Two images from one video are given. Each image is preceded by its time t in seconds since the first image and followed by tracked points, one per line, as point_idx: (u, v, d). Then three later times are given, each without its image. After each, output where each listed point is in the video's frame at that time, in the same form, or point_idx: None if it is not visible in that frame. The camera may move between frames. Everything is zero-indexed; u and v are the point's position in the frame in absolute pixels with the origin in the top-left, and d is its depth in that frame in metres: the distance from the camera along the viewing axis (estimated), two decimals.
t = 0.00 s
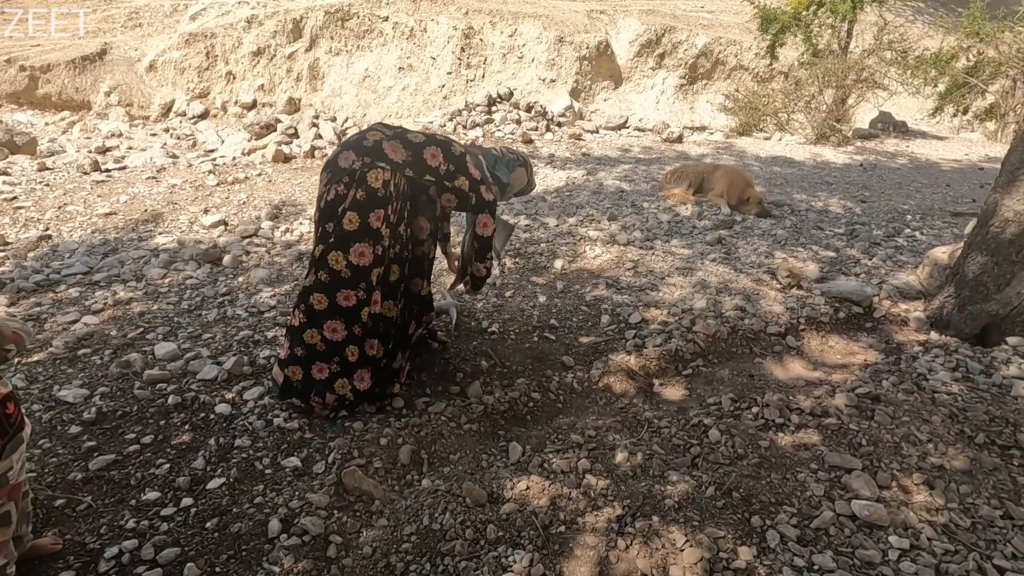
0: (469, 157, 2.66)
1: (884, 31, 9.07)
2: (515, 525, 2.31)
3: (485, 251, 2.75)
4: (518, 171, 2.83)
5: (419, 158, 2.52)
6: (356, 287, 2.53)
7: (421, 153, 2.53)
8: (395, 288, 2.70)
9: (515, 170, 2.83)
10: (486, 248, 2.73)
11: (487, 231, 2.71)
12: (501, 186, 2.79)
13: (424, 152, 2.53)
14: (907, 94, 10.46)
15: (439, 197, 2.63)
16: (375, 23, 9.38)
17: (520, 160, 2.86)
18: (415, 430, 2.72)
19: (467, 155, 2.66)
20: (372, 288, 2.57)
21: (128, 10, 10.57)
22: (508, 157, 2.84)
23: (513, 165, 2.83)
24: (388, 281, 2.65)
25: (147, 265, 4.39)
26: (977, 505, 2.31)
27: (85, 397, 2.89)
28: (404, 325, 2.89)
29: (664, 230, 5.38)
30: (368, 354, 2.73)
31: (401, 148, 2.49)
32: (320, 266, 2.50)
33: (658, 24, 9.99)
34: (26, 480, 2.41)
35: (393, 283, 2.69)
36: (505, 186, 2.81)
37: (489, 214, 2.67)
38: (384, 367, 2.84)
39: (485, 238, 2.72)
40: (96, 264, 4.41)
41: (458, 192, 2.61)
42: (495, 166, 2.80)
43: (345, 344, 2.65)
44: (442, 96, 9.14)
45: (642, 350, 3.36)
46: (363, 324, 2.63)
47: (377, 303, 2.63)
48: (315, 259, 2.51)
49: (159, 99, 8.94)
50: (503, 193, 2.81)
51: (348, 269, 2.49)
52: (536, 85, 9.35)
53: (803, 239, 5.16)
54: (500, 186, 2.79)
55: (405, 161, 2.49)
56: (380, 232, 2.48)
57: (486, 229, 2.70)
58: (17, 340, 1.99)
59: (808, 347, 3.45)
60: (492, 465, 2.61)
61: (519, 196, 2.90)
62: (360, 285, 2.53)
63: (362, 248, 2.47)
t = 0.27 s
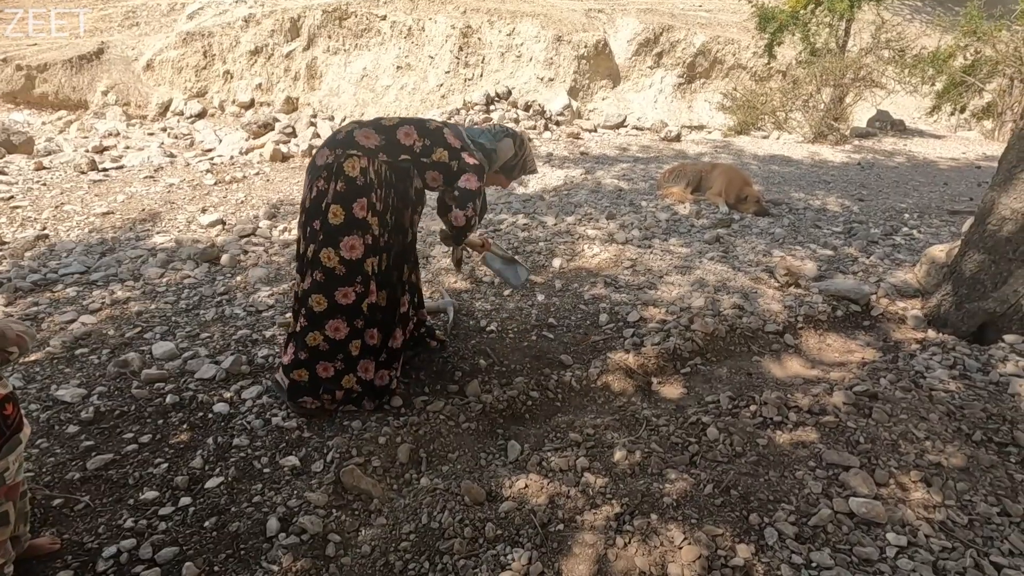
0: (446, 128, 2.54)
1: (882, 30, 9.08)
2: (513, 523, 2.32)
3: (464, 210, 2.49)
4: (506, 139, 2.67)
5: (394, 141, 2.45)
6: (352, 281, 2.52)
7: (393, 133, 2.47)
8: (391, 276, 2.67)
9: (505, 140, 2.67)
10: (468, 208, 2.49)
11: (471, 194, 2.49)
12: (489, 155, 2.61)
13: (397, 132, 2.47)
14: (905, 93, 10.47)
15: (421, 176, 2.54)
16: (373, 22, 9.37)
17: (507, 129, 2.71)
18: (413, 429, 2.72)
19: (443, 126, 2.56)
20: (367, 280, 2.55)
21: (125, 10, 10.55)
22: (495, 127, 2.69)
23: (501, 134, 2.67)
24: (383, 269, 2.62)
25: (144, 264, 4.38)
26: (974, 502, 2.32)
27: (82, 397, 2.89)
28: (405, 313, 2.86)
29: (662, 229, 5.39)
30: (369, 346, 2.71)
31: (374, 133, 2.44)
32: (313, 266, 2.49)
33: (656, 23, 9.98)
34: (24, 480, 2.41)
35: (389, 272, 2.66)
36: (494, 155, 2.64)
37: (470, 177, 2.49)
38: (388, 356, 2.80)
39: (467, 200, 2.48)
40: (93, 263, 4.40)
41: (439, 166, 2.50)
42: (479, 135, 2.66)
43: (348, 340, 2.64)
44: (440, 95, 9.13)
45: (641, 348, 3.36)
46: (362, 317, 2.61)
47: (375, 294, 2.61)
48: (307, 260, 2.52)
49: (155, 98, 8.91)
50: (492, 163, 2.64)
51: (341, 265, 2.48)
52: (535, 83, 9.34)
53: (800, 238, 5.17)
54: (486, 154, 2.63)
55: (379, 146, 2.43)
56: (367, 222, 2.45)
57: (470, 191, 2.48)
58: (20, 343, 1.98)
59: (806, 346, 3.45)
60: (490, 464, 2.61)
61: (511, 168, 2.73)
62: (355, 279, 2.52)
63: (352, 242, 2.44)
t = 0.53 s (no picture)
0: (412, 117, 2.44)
1: (879, 28, 9.09)
2: (513, 522, 2.32)
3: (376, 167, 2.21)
4: (479, 130, 2.47)
5: (357, 137, 2.40)
6: (336, 284, 2.52)
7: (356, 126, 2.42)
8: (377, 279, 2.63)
9: (478, 131, 2.46)
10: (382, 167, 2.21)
11: (403, 166, 2.25)
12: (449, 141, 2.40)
13: (362, 128, 2.41)
14: (902, 92, 10.48)
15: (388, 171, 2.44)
16: (371, 21, 9.35)
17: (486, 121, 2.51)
18: (412, 428, 2.72)
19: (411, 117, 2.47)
20: (352, 283, 2.53)
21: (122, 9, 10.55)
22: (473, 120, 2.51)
23: (475, 125, 2.47)
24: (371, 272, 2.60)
25: (142, 264, 4.38)
26: (972, 500, 2.33)
27: (81, 397, 2.89)
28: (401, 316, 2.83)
29: (661, 228, 5.39)
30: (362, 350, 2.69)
31: (339, 132, 2.42)
32: (297, 272, 2.52)
33: (655, 22, 9.98)
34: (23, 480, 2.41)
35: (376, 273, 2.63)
36: (462, 146, 2.44)
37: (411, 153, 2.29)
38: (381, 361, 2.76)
39: (393, 169, 2.23)
40: (91, 263, 4.39)
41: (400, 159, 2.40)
42: (456, 129, 2.51)
43: (344, 345, 2.65)
44: (438, 94, 9.14)
45: (640, 347, 3.37)
46: (352, 321, 2.61)
47: (363, 296, 2.59)
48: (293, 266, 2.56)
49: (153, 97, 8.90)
50: (458, 152, 2.43)
51: (321, 268, 2.48)
52: (533, 82, 9.34)
53: (799, 236, 5.18)
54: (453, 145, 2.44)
55: (342, 143, 2.40)
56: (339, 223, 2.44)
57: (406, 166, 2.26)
58: (22, 344, 1.99)
59: (805, 344, 3.46)
60: (490, 463, 2.61)
61: (486, 162, 2.46)
62: (339, 282, 2.52)
63: (327, 244, 2.45)
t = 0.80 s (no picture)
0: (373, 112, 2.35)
1: (878, 27, 9.10)
2: (513, 521, 2.33)
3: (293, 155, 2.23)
4: (430, 134, 2.23)
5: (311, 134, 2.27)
6: (300, 285, 2.52)
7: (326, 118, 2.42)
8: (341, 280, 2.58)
9: (428, 136, 2.23)
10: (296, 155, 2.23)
11: (322, 156, 2.23)
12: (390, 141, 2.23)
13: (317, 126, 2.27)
14: (901, 90, 10.49)
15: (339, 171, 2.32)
16: (369, 20, 9.34)
17: (446, 125, 2.25)
18: (412, 428, 2.72)
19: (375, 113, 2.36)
20: (313, 284, 2.52)
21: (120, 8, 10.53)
22: (435, 123, 2.27)
23: (430, 130, 2.24)
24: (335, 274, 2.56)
25: (142, 263, 4.38)
26: (970, 497, 2.34)
27: (81, 397, 2.89)
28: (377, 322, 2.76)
29: (660, 227, 5.40)
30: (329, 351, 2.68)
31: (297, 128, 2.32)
32: (266, 271, 2.53)
33: (654, 21, 9.97)
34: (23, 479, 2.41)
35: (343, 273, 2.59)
36: (408, 150, 2.24)
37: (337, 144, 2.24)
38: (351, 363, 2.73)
39: (307, 157, 2.23)
40: (90, 263, 4.39)
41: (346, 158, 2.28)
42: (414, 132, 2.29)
43: (315, 344, 2.65)
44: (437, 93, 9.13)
45: (639, 346, 3.38)
46: (317, 322, 2.60)
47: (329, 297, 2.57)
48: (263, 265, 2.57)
49: (151, 96, 8.88)
50: (400, 155, 2.25)
51: (285, 268, 2.48)
52: (532, 81, 9.35)
53: (797, 235, 5.19)
54: (401, 149, 2.25)
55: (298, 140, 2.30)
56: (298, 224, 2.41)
57: (326, 158, 2.23)
58: (21, 348, 2.00)
59: (803, 343, 3.47)
60: (490, 462, 2.62)
61: (439, 173, 2.25)
62: (301, 282, 2.51)
63: (287, 243, 2.44)
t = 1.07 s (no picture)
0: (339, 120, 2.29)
1: (877, 26, 9.10)
2: (514, 518, 2.33)
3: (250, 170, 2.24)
4: (381, 153, 2.13)
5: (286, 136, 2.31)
6: (276, 283, 2.63)
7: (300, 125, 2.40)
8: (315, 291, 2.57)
9: (380, 154, 2.13)
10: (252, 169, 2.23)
11: (276, 171, 2.22)
12: (343, 156, 2.17)
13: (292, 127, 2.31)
14: (900, 89, 10.50)
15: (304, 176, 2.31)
16: (368, 18, 9.33)
17: (400, 142, 2.12)
18: (413, 426, 2.72)
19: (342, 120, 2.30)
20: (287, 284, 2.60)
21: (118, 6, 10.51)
22: (392, 137, 2.16)
23: (384, 148, 2.13)
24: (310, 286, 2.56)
25: (141, 262, 4.37)
26: (971, 494, 2.34)
27: (81, 395, 2.89)
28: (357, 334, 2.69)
29: (660, 225, 5.40)
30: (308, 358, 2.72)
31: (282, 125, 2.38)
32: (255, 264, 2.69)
33: (653, 19, 9.97)
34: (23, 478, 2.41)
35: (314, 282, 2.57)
36: (358, 167, 2.16)
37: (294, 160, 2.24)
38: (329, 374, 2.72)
39: (262, 172, 2.23)
40: (89, 261, 4.38)
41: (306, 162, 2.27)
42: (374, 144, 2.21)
43: (292, 342, 2.74)
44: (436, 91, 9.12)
45: (639, 344, 3.38)
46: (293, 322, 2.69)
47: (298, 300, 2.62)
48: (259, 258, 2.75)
49: (149, 94, 8.87)
50: (352, 172, 2.18)
51: (263, 263, 2.61)
52: (531, 80, 9.34)
53: (797, 234, 5.19)
54: (352, 163, 2.18)
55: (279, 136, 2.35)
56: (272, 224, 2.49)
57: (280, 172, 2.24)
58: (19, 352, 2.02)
59: (804, 341, 3.47)
60: (491, 459, 2.62)
61: (391, 196, 2.15)
62: (277, 282, 2.62)
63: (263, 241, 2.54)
